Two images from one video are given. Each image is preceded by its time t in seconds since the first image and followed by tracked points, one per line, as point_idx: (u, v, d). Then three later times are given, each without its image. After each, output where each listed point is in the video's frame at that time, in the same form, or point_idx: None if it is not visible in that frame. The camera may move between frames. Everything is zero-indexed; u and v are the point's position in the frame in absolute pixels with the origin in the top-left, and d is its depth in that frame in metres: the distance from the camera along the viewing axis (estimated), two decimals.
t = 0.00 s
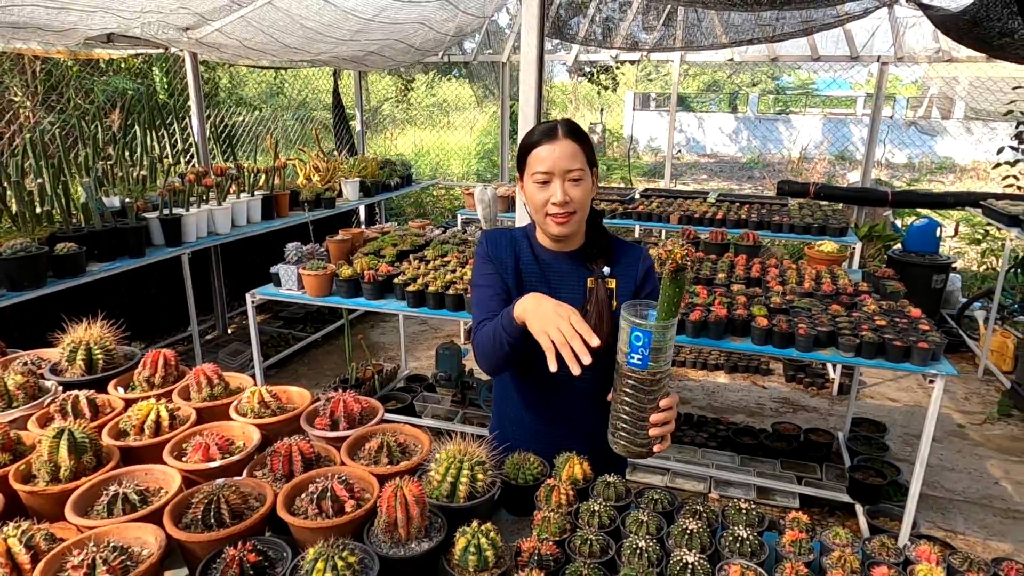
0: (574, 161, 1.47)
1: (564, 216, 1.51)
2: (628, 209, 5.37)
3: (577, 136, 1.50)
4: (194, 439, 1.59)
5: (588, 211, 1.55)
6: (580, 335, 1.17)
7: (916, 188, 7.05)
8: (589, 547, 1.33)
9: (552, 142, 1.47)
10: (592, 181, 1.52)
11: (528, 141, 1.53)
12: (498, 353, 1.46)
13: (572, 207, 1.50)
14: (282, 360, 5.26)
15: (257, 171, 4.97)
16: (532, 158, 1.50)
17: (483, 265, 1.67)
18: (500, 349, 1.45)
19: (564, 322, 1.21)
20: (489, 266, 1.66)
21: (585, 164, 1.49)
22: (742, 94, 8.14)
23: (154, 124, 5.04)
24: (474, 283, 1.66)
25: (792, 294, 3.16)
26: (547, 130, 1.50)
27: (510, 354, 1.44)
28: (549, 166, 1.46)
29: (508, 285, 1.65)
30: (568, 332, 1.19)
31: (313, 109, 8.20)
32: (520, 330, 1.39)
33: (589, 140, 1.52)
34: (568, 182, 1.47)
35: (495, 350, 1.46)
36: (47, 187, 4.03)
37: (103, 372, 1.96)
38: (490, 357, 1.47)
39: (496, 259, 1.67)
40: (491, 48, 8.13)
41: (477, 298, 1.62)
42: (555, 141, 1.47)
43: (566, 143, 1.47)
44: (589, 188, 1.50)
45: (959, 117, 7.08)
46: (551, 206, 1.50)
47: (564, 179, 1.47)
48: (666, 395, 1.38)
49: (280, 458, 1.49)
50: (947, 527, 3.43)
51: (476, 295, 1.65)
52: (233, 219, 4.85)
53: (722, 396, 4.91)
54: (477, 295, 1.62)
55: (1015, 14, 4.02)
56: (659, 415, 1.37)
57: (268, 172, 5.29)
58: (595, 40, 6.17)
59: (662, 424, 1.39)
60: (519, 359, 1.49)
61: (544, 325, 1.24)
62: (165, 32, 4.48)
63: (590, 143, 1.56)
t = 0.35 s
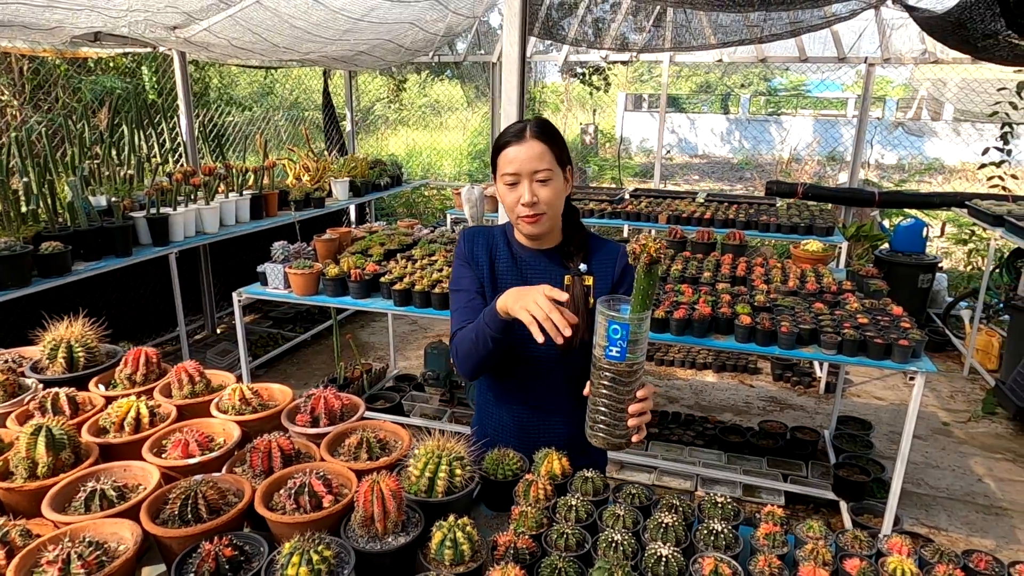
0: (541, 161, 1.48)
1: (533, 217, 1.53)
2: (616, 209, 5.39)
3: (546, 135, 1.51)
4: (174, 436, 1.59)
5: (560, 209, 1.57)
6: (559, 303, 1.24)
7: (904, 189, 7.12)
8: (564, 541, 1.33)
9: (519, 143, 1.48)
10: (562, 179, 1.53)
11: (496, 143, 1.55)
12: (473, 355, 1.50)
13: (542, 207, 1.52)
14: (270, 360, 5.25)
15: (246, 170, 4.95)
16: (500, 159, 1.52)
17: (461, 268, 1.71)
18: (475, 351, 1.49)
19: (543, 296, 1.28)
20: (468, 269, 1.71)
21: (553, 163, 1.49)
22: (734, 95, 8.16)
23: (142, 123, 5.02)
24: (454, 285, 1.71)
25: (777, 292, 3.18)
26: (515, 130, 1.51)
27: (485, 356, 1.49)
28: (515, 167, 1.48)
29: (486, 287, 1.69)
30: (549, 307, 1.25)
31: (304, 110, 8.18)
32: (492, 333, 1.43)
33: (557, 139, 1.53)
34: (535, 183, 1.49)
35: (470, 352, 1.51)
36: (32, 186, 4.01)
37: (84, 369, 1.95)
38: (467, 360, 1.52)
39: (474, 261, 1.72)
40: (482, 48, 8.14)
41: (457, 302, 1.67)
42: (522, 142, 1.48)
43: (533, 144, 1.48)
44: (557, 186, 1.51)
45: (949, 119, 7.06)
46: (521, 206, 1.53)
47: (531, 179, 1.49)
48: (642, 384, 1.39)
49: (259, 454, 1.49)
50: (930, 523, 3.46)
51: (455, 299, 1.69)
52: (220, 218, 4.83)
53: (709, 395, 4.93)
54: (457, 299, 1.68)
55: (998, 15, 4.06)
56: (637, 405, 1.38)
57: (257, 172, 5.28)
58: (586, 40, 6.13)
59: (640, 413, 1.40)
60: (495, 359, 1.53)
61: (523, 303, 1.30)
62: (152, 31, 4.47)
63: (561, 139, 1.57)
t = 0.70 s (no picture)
0: (526, 152, 1.50)
1: (519, 207, 1.52)
2: (604, 209, 5.42)
3: (529, 128, 1.55)
4: (150, 431, 1.59)
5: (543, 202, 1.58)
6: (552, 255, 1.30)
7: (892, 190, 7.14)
8: (537, 533, 1.34)
9: (504, 134, 1.51)
10: (545, 173, 1.56)
11: (477, 137, 1.56)
12: (454, 348, 1.51)
13: (527, 197, 1.52)
14: (258, 359, 5.23)
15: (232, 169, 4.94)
16: (483, 151, 1.53)
17: (438, 264, 1.72)
18: (456, 344, 1.50)
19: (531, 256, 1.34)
20: (445, 266, 1.72)
21: (538, 154, 1.52)
22: (725, 96, 8.17)
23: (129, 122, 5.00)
24: (431, 281, 1.72)
25: (759, 290, 3.21)
26: (499, 124, 1.54)
27: (467, 348, 1.49)
28: (502, 157, 1.49)
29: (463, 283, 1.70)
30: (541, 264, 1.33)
31: (295, 109, 8.17)
32: (475, 323, 1.44)
33: (540, 133, 1.57)
34: (522, 173, 1.50)
35: (451, 344, 1.51)
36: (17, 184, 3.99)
37: (62, 366, 1.95)
38: (448, 353, 1.52)
39: (450, 258, 1.73)
40: (472, 48, 8.14)
41: (434, 297, 1.68)
42: (505, 134, 1.50)
43: (518, 135, 1.51)
44: (542, 178, 1.53)
45: (938, 119, 7.10)
46: (505, 196, 1.51)
47: (517, 169, 1.50)
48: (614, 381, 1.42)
49: (235, 448, 1.50)
50: (912, 519, 3.49)
51: (432, 295, 1.70)
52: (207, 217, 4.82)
53: (696, 393, 4.96)
54: (434, 294, 1.69)
55: (979, 16, 4.10)
56: (609, 403, 1.42)
57: (245, 171, 5.27)
58: (576, 40, 6.11)
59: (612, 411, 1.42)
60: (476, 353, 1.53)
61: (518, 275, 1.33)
62: (138, 29, 4.45)
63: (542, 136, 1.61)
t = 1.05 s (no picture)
0: (507, 151, 1.51)
1: (499, 206, 1.54)
2: (594, 208, 5.44)
3: (509, 127, 1.56)
4: (130, 429, 1.59)
5: (523, 202, 1.59)
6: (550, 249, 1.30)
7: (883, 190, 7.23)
8: (513, 528, 1.35)
9: (484, 133, 1.51)
10: (525, 172, 1.57)
11: (458, 135, 1.57)
12: (437, 340, 1.50)
13: (506, 197, 1.53)
14: (248, 360, 5.23)
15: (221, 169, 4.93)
16: (463, 150, 1.54)
17: (419, 259, 1.72)
18: (439, 336, 1.49)
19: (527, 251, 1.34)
20: (426, 261, 1.72)
21: (518, 154, 1.53)
22: (718, 97, 8.19)
23: (117, 122, 4.98)
24: (411, 275, 1.72)
25: (744, 289, 3.23)
26: (480, 123, 1.54)
27: (450, 340, 1.49)
28: (482, 155, 1.50)
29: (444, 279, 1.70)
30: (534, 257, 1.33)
31: (287, 109, 8.16)
32: (460, 315, 1.44)
33: (520, 132, 1.58)
34: (502, 172, 1.51)
35: (434, 337, 1.51)
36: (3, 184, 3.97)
37: (44, 365, 1.95)
38: (431, 346, 1.52)
39: (432, 254, 1.73)
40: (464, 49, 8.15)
41: (415, 290, 1.67)
42: (486, 132, 1.51)
43: (498, 134, 1.51)
44: (522, 178, 1.54)
45: (929, 120, 7.09)
46: (486, 196, 1.53)
47: (497, 168, 1.50)
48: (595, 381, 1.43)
49: (214, 446, 1.50)
50: (897, 515, 3.52)
51: (413, 289, 1.69)
52: (196, 217, 4.81)
53: (685, 392, 4.99)
54: (414, 287, 1.68)
55: (963, 17, 4.13)
56: (592, 402, 1.41)
57: (234, 171, 5.26)
58: (568, 40, 6.10)
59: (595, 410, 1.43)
60: (458, 346, 1.53)
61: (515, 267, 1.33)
62: (126, 29, 4.44)
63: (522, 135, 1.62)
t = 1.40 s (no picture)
0: (485, 153, 1.51)
1: (477, 208, 1.55)
2: (585, 208, 5.46)
3: (489, 127, 1.56)
4: (113, 431, 1.59)
5: (504, 203, 1.60)
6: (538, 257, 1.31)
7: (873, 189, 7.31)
8: (495, 527, 1.36)
9: (463, 135, 1.51)
10: (505, 173, 1.57)
11: (438, 136, 1.57)
12: (422, 343, 1.51)
13: (486, 199, 1.54)
14: (239, 361, 5.22)
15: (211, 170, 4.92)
16: (443, 151, 1.54)
17: (403, 262, 1.72)
18: (424, 338, 1.49)
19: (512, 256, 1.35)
20: (410, 263, 1.72)
21: (497, 155, 1.53)
22: (711, 96, 8.18)
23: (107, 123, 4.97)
24: (395, 277, 1.72)
25: (732, 288, 3.24)
26: (459, 124, 1.54)
27: (434, 343, 1.49)
28: (460, 158, 1.50)
29: (429, 282, 1.71)
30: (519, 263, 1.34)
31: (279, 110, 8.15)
32: (445, 319, 1.44)
33: (501, 133, 1.58)
34: (481, 174, 1.51)
35: (420, 339, 1.51)
36: None
37: (29, 367, 1.95)
38: (416, 349, 1.52)
39: (415, 256, 1.74)
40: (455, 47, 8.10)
41: (399, 293, 1.67)
42: (465, 134, 1.51)
43: (477, 136, 1.51)
44: (501, 179, 1.55)
45: (922, 119, 7.10)
46: (465, 198, 1.53)
47: (476, 171, 1.51)
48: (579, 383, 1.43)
49: (197, 447, 1.50)
50: (885, 513, 3.54)
51: (397, 291, 1.69)
52: (186, 218, 4.79)
53: (676, 391, 5.00)
54: (398, 289, 1.68)
55: (950, 17, 4.15)
56: (577, 404, 1.41)
57: (224, 172, 5.25)
58: (560, 40, 5.97)
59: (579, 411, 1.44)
60: (443, 349, 1.54)
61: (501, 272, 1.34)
62: (115, 29, 4.43)
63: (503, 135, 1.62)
